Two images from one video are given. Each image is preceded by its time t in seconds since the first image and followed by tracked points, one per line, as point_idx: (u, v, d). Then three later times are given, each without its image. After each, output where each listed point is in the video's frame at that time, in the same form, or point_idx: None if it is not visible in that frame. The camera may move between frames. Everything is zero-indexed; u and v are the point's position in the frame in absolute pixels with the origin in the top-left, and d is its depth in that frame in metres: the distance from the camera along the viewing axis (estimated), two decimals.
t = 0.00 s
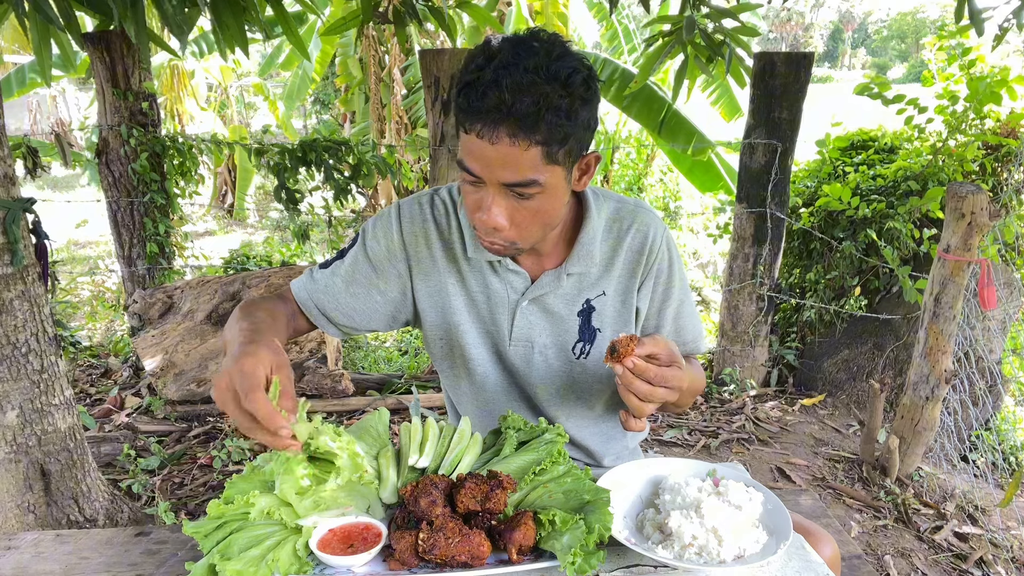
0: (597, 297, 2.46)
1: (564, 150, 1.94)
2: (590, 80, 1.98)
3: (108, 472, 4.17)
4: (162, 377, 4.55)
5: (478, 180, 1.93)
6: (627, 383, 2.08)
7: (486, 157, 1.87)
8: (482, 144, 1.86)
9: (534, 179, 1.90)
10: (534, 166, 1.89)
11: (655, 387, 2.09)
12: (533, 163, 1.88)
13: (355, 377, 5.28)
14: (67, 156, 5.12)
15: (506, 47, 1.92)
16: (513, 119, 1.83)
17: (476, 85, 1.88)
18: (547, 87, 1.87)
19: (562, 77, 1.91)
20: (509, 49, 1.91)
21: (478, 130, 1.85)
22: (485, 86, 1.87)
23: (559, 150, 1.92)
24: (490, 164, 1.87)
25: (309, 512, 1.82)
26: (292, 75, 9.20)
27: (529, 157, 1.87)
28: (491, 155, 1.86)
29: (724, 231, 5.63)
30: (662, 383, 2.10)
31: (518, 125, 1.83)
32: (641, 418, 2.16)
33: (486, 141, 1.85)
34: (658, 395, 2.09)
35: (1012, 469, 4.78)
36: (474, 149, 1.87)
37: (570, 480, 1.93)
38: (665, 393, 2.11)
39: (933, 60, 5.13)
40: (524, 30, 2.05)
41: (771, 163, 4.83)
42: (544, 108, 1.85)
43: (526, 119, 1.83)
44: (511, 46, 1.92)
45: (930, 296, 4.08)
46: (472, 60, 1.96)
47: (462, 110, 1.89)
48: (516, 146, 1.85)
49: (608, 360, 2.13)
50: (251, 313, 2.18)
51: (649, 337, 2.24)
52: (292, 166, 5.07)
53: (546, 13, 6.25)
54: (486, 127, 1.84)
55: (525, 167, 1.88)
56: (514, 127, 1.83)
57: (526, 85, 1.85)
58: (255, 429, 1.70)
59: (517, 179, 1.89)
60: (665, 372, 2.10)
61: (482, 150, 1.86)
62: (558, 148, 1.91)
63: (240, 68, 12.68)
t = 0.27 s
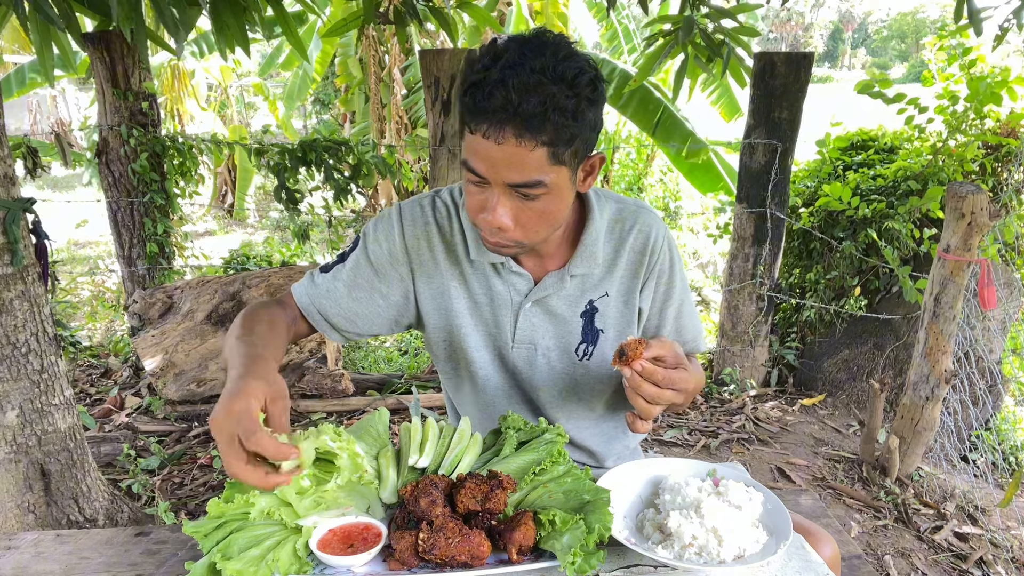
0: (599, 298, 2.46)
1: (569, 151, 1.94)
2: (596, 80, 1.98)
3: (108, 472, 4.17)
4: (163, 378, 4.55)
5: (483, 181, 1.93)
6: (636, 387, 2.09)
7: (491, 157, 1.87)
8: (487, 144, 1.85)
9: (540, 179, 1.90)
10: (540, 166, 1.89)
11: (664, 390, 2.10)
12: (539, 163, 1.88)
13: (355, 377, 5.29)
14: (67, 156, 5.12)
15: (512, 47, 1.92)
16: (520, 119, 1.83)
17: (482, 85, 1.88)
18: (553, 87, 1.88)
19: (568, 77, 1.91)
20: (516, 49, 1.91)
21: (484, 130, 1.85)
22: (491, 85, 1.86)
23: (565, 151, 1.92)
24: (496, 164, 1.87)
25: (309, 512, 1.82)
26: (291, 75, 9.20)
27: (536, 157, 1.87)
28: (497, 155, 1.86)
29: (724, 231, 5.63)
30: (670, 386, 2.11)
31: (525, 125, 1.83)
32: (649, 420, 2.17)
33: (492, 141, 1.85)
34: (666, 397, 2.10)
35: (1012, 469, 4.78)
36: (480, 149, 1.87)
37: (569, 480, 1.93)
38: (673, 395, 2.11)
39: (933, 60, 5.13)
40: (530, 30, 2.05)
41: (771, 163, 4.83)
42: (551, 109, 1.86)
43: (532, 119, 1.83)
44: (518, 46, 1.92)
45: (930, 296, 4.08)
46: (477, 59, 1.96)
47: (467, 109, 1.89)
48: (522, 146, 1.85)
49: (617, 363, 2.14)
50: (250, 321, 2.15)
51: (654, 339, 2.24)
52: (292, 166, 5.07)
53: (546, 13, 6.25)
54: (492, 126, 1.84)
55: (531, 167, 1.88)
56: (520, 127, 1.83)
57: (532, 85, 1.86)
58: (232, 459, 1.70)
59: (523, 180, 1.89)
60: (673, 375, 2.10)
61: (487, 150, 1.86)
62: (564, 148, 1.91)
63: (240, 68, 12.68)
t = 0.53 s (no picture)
0: (599, 299, 2.46)
1: (570, 150, 1.94)
2: (598, 81, 1.99)
3: (108, 472, 4.17)
4: (162, 378, 4.56)
5: (484, 181, 1.93)
6: (638, 390, 2.09)
7: (492, 157, 1.87)
8: (489, 144, 1.85)
9: (541, 179, 1.90)
10: (541, 166, 1.89)
11: (666, 393, 2.10)
12: (540, 163, 1.88)
13: (355, 377, 5.29)
14: (67, 156, 5.12)
15: (514, 46, 1.92)
16: (521, 118, 1.83)
17: (484, 84, 1.88)
18: (555, 87, 1.88)
19: (571, 77, 1.91)
20: (518, 49, 1.90)
21: (485, 130, 1.85)
22: (493, 85, 1.87)
23: (566, 151, 1.92)
24: (497, 164, 1.87)
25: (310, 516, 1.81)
26: (291, 75, 9.20)
27: (537, 156, 1.87)
28: (498, 155, 1.86)
29: (724, 232, 5.63)
30: (673, 389, 2.11)
31: (526, 125, 1.83)
32: (651, 422, 2.17)
33: (494, 140, 1.85)
34: (667, 400, 2.10)
35: (1012, 469, 4.77)
36: (481, 149, 1.87)
37: (569, 480, 1.93)
38: (675, 398, 2.11)
39: (933, 60, 5.13)
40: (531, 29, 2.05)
41: (771, 163, 4.83)
42: (553, 108, 1.86)
43: (533, 119, 1.83)
44: (520, 45, 1.92)
45: (930, 296, 4.08)
46: (480, 58, 1.96)
47: (469, 109, 1.89)
48: (524, 146, 1.85)
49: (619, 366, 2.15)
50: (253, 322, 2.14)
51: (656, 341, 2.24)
52: (292, 166, 5.07)
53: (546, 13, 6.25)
54: (494, 126, 1.84)
55: (533, 167, 1.88)
56: (522, 126, 1.83)
57: (534, 85, 1.86)
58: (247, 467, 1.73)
59: (524, 179, 1.89)
60: (675, 378, 2.10)
61: (488, 150, 1.86)
62: (565, 148, 1.91)
63: (240, 68, 12.67)
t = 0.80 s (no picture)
0: (597, 296, 2.46)
1: (567, 149, 1.94)
2: (595, 80, 1.99)
3: (108, 472, 4.17)
4: (163, 377, 4.56)
5: (481, 181, 1.93)
6: (627, 384, 2.09)
7: (489, 157, 1.87)
8: (485, 145, 1.85)
9: (538, 178, 1.90)
10: (538, 165, 1.89)
11: (655, 387, 2.09)
12: (537, 162, 1.88)
13: (355, 377, 5.29)
14: (67, 156, 5.11)
15: (508, 47, 1.91)
16: (518, 118, 1.83)
17: (479, 85, 1.87)
18: (550, 86, 1.87)
19: (564, 75, 1.91)
20: (511, 49, 1.90)
21: (481, 131, 1.85)
22: (488, 86, 1.86)
23: (563, 149, 1.92)
24: (494, 164, 1.87)
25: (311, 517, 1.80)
26: (291, 75, 9.20)
27: (533, 156, 1.87)
28: (495, 155, 1.86)
29: (724, 232, 5.63)
30: (661, 384, 2.10)
31: (522, 125, 1.83)
32: (640, 419, 2.16)
33: (490, 141, 1.85)
34: (657, 395, 2.09)
35: (1012, 469, 4.77)
36: (478, 150, 1.87)
37: (570, 480, 1.93)
38: (665, 393, 2.10)
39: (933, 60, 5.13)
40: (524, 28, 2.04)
41: (771, 163, 4.83)
42: (548, 108, 1.86)
43: (529, 119, 1.83)
44: (512, 46, 1.91)
45: (930, 296, 4.08)
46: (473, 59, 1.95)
47: (465, 110, 1.89)
48: (520, 146, 1.85)
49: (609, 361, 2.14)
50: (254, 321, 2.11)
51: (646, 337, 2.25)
52: (292, 166, 5.06)
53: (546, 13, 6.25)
54: (490, 127, 1.84)
55: (529, 167, 1.88)
56: (518, 127, 1.83)
57: (529, 85, 1.86)
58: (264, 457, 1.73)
59: (521, 179, 1.89)
60: (665, 372, 2.10)
61: (485, 151, 1.86)
62: (562, 147, 1.92)
63: (240, 68, 12.67)
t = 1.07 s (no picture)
0: (599, 295, 2.46)
1: (583, 146, 1.96)
2: (596, 81, 1.99)
3: (108, 472, 4.17)
4: (162, 377, 4.58)
5: (501, 185, 1.92)
6: (639, 384, 2.09)
7: (510, 160, 1.86)
8: (506, 148, 1.85)
9: (560, 178, 1.91)
10: (559, 164, 1.90)
11: (667, 387, 2.09)
12: (557, 162, 1.89)
13: (355, 377, 5.29)
14: (67, 156, 5.11)
15: (517, 49, 1.91)
16: (540, 120, 1.83)
17: (494, 90, 1.86)
18: (567, 85, 1.89)
19: (578, 73, 1.92)
20: (522, 51, 1.89)
21: (501, 136, 1.84)
22: (505, 90, 1.85)
23: (581, 146, 1.94)
24: (515, 167, 1.87)
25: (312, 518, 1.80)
26: (291, 75, 9.21)
27: (555, 156, 1.88)
28: (516, 158, 1.86)
29: (724, 232, 5.63)
30: (673, 383, 2.10)
31: (544, 126, 1.84)
32: (652, 418, 2.17)
33: (511, 145, 1.84)
34: (669, 395, 2.09)
35: (1012, 469, 4.77)
36: (497, 153, 1.86)
37: (570, 480, 1.93)
38: (677, 392, 2.11)
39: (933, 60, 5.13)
40: (524, 30, 2.03)
41: (771, 163, 4.83)
42: (568, 106, 1.87)
43: (551, 120, 1.84)
44: (523, 47, 1.91)
45: (930, 295, 4.08)
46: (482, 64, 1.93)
47: (481, 115, 1.87)
48: (542, 147, 1.85)
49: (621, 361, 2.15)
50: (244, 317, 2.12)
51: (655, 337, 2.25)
52: (292, 166, 5.06)
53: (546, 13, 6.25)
54: (511, 130, 1.83)
55: (550, 167, 1.88)
56: (540, 127, 1.83)
57: (548, 85, 1.86)
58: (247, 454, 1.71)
59: (543, 179, 1.89)
60: (677, 372, 2.10)
61: (505, 155, 1.86)
62: (580, 144, 1.93)
63: (240, 69, 12.68)
